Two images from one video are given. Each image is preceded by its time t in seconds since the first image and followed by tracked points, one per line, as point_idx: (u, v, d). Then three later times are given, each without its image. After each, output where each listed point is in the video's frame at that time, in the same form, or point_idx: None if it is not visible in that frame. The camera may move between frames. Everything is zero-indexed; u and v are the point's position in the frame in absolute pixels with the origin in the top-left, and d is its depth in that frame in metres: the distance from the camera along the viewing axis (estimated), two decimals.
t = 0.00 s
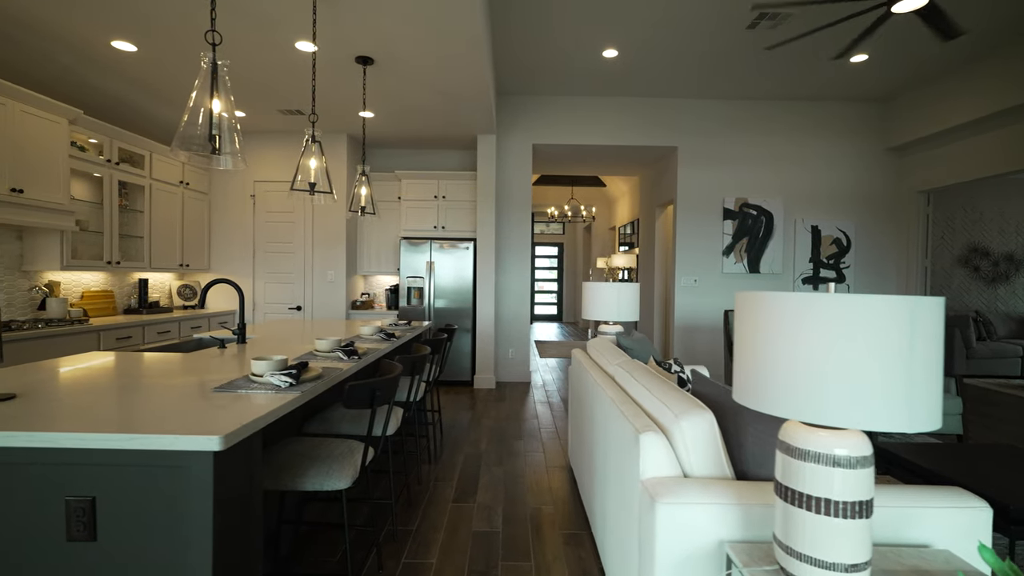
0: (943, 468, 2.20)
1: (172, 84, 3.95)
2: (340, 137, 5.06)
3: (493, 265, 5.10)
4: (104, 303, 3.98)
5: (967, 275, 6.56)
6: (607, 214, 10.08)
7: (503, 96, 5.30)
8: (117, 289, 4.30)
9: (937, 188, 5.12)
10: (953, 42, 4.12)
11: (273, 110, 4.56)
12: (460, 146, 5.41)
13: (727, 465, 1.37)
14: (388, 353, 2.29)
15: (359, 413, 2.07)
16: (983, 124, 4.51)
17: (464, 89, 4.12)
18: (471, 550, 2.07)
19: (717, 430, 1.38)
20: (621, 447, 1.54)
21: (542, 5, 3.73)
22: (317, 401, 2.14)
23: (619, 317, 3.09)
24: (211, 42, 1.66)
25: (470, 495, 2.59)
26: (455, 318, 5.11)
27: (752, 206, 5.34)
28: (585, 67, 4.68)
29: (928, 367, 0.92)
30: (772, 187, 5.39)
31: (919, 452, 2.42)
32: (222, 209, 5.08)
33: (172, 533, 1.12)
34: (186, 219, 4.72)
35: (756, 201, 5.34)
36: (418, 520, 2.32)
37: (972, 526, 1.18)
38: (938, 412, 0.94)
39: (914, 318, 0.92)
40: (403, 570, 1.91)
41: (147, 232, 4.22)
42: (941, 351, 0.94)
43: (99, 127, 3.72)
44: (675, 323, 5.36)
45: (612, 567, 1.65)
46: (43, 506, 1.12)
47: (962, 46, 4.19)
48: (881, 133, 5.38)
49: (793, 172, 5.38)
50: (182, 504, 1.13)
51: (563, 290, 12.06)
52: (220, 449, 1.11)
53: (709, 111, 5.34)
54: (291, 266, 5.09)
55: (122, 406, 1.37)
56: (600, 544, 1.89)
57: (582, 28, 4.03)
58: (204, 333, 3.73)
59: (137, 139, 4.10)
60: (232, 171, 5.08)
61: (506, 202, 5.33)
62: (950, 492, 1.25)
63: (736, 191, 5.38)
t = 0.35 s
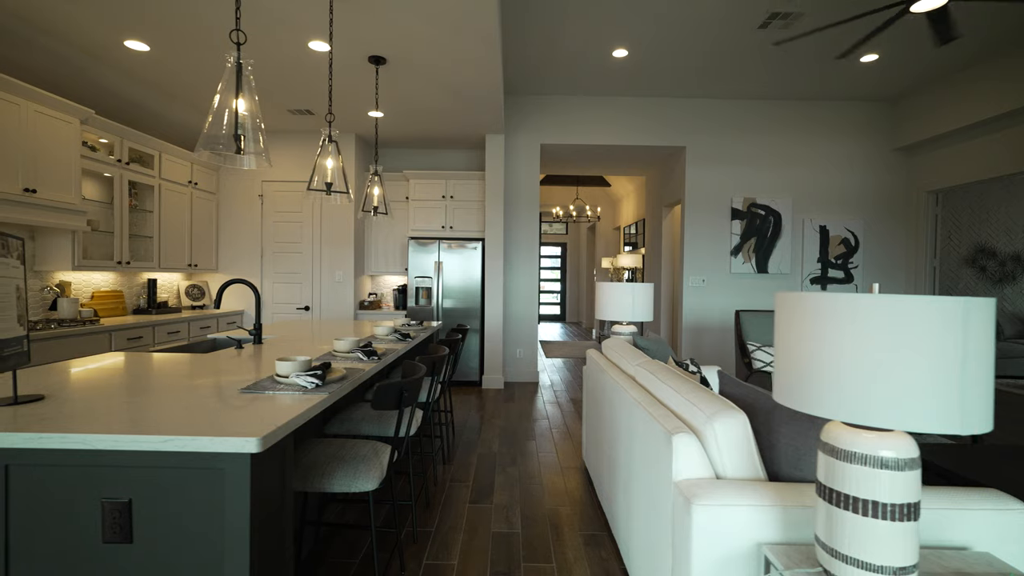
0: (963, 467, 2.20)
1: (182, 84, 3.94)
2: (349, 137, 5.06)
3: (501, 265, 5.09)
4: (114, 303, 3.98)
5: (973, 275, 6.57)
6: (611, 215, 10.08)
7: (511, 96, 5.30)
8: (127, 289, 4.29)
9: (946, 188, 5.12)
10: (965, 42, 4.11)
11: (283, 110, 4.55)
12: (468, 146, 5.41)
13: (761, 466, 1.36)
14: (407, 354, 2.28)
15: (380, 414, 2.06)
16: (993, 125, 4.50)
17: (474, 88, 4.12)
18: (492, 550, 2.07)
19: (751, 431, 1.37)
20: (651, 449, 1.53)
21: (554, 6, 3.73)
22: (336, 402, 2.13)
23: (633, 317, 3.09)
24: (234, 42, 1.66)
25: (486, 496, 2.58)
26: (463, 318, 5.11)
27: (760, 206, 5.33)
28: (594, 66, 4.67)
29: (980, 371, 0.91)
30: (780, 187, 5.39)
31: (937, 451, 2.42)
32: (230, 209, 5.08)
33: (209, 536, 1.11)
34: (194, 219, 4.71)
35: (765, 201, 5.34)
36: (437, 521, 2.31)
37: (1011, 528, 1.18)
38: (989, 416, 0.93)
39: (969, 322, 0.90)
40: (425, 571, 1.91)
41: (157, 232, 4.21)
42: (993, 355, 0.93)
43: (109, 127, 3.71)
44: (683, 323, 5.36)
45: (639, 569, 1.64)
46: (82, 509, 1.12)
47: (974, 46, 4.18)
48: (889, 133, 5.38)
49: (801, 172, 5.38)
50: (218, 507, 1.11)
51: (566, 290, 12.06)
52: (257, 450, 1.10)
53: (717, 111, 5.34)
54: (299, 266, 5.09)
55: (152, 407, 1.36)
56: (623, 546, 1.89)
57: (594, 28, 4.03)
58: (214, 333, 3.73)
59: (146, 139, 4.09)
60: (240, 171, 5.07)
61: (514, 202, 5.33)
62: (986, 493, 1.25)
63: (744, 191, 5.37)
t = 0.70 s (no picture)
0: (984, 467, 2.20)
1: (194, 85, 3.93)
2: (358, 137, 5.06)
3: (510, 265, 5.09)
4: (125, 303, 3.98)
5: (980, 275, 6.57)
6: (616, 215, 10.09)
7: (520, 96, 5.29)
8: (137, 290, 4.28)
9: (955, 188, 5.11)
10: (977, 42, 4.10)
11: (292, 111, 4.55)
12: (476, 146, 5.40)
13: (797, 469, 1.35)
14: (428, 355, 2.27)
15: (403, 415, 2.06)
16: (1004, 125, 4.50)
17: (485, 88, 4.11)
18: (515, 552, 2.06)
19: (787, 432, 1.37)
20: (683, 451, 1.53)
21: (566, 6, 3.72)
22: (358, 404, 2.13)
23: (649, 318, 3.09)
24: (262, 42, 1.65)
25: (504, 498, 2.57)
26: (472, 318, 5.11)
27: (769, 207, 5.33)
28: (604, 67, 4.66)
29: None
30: (789, 187, 5.39)
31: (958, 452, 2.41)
32: (239, 209, 5.07)
33: (251, 538, 1.11)
34: (204, 219, 4.71)
35: (774, 202, 5.33)
36: (457, 523, 2.31)
37: None
38: None
39: None
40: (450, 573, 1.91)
41: (167, 233, 4.21)
42: None
43: (121, 127, 3.70)
44: (692, 323, 5.35)
45: (669, 571, 1.63)
46: (123, 511, 1.11)
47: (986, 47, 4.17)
48: (898, 133, 5.37)
49: (809, 173, 5.38)
50: (259, 510, 1.11)
51: (571, 290, 12.08)
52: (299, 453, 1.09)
53: (726, 111, 5.33)
54: (309, 266, 5.09)
55: (187, 407, 1.35)
56: (649, 547, 1.88)
57: (605, 28, 4.02)
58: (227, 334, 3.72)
59: (157, 139, 4.08)
60: (249, 172, 5.06)
61: (523, 203, 5.33)
62: None
63: (753, 191, 5.37)
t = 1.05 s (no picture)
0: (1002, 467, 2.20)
1: (204, 84, 3.92)
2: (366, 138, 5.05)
3: (518, 265, 5.08)
4: (135, 304, 3.97)
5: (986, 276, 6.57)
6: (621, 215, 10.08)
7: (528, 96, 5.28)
8: (146, 290, 4.27)
9: (964, 189, 5.11)
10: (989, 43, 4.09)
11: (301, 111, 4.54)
12: (484, 146, 5.40)
13: (829, 471, 1.35)
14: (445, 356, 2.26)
15: (421, 417, 2.04)
16: (1014, 126, 4.49)
17: (496, 88, 4.10)
18: (536, 554, 2.06)
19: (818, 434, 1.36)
20: (711, 453, 1.52)
21: (578, 8, 3.72)
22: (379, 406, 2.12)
23: (662, 319, 3.08)
24: (287, 42, 1.64)
25: (521, 499, 2.56)
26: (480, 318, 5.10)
27: (777, 207, 5.32)
28: (613, 67, 4.66)
29: None
30: (797, 188, 5.39)
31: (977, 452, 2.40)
32: (247, 209, 5.06)
33: (288, 541, 1.10)
34: (213, 220, 4.70)
35: (782, 202, 5.33)
36: (476, 524, 2.31)
37: None
38: None
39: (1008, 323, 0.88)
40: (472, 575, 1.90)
41: (176, 233, 4.20)
42: None
43: (132, 127, 3.69)
44: (700, 324, 5.35)
45: (696, 573, 1.63)
46: (161, 514, 1.11)
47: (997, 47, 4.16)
48: (906, 133, 5.37)
49: (817, 173, 5.38)
50: (297, 515, 1.10)
51: (574, 290, 12.07)
52: (337, 456, 1.08)
53: (734, 112, 5.33)
54: (317, 266, 5.09)
55: (216, 409, 1.35)
56: (672, 547, 1.88)
57: (616, 29, 4.01)
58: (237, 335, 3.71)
59: (167, 139, 4.08)
60: (256, 172, 5.05)
61: (530, 203, 5.33)
62: None
63: (761, 192, 5.36)
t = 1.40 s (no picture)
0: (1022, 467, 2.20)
1: (215, 85, 3.92)
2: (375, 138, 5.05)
3: (527, 265, 5.08)
4: (146, 304, 3.98)
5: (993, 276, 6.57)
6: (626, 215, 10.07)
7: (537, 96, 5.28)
8: (157, 290, 4.28)
9: (973, 189, 5.11)
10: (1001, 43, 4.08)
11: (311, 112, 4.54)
12: (492, 146, 5.40)
13: (863, 472, 1.35)
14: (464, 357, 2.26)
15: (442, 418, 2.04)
16: None
17: (507, 88, 4.10)
18: (558, 555, 2.05)
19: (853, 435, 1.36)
20: (741, 454, 1.52)
21: (590, 9, 3.72)
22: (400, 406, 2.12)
23: (677, 319, 3.08)
24: (314, 42, 1.64)
25: (539, 500, 2.56)
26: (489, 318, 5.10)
27: (786, 207, 5.32)
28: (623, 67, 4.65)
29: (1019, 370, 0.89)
30: (806, 188, 5.38)
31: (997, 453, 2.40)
32: (256, 209, 5.06)
33: (327, 542, 1.10)
34: (222, 221, 4.70)
35: (790, 202, 5.33)
36: (496, 524, 2.30)
37: None
38: None
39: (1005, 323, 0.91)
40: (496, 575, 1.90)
41: (187, 233, 4.20)
42: None
43: (144, 127, 3.69)
44: (708, 324, 5.34)
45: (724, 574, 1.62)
46: (199, 515, 1.10)
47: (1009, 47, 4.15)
48: (915, 133, 5.36)
49: (825, 173, 5.38)
50: (337, 516, 1.10)
51: (578, 290, 12.05)
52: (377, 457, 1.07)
53: (743, 112, 5.32)
54: (326, 267, 5.08)
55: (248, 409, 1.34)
56: (696, 548, 1.87)
57: (627, 30, 4.01)
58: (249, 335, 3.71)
59: (178, 140, 4.08)
60: (265, 172, 5.05)
61: (539, 203, 5.32)
62: None
63: (769, 192, 5.36)
